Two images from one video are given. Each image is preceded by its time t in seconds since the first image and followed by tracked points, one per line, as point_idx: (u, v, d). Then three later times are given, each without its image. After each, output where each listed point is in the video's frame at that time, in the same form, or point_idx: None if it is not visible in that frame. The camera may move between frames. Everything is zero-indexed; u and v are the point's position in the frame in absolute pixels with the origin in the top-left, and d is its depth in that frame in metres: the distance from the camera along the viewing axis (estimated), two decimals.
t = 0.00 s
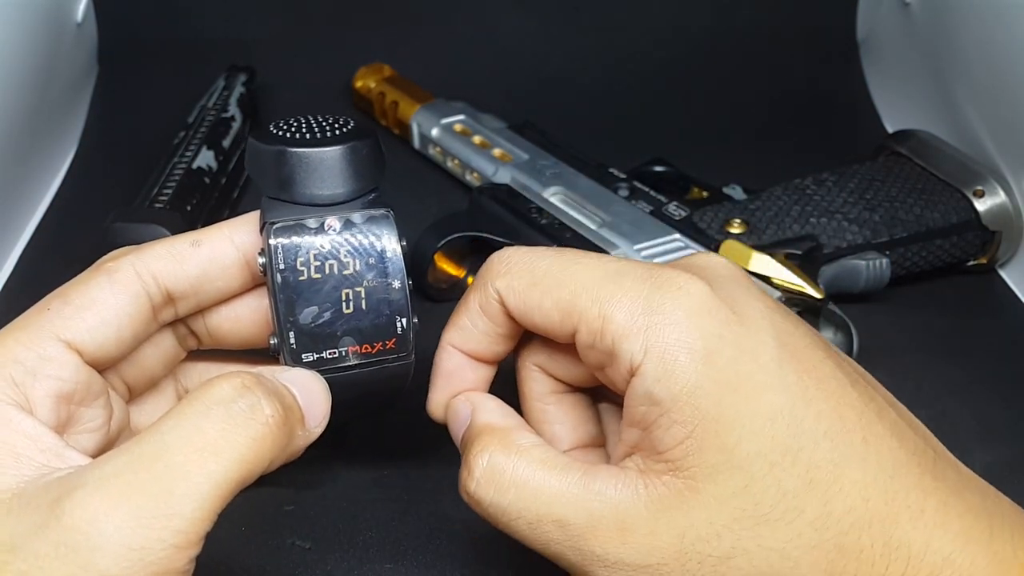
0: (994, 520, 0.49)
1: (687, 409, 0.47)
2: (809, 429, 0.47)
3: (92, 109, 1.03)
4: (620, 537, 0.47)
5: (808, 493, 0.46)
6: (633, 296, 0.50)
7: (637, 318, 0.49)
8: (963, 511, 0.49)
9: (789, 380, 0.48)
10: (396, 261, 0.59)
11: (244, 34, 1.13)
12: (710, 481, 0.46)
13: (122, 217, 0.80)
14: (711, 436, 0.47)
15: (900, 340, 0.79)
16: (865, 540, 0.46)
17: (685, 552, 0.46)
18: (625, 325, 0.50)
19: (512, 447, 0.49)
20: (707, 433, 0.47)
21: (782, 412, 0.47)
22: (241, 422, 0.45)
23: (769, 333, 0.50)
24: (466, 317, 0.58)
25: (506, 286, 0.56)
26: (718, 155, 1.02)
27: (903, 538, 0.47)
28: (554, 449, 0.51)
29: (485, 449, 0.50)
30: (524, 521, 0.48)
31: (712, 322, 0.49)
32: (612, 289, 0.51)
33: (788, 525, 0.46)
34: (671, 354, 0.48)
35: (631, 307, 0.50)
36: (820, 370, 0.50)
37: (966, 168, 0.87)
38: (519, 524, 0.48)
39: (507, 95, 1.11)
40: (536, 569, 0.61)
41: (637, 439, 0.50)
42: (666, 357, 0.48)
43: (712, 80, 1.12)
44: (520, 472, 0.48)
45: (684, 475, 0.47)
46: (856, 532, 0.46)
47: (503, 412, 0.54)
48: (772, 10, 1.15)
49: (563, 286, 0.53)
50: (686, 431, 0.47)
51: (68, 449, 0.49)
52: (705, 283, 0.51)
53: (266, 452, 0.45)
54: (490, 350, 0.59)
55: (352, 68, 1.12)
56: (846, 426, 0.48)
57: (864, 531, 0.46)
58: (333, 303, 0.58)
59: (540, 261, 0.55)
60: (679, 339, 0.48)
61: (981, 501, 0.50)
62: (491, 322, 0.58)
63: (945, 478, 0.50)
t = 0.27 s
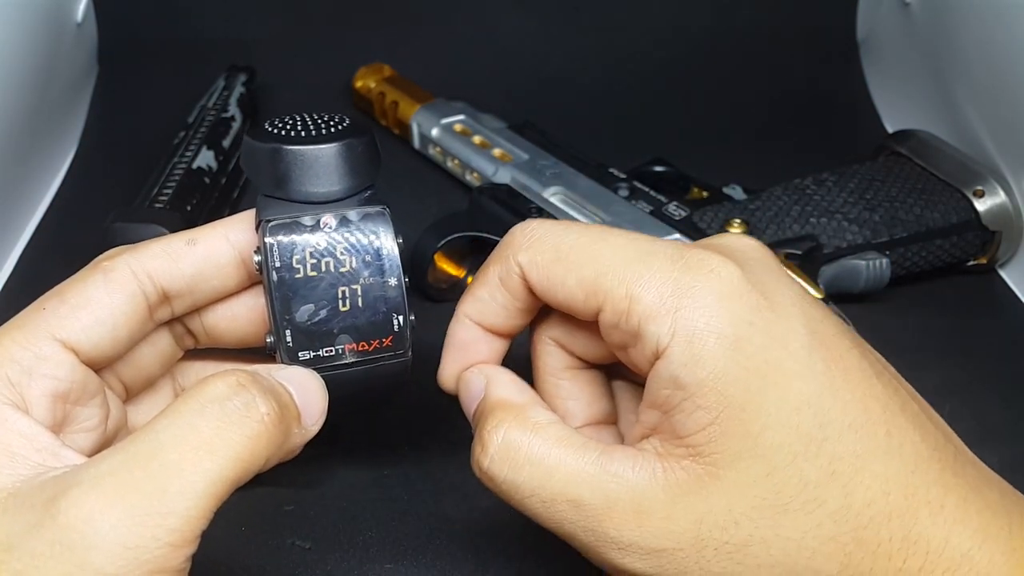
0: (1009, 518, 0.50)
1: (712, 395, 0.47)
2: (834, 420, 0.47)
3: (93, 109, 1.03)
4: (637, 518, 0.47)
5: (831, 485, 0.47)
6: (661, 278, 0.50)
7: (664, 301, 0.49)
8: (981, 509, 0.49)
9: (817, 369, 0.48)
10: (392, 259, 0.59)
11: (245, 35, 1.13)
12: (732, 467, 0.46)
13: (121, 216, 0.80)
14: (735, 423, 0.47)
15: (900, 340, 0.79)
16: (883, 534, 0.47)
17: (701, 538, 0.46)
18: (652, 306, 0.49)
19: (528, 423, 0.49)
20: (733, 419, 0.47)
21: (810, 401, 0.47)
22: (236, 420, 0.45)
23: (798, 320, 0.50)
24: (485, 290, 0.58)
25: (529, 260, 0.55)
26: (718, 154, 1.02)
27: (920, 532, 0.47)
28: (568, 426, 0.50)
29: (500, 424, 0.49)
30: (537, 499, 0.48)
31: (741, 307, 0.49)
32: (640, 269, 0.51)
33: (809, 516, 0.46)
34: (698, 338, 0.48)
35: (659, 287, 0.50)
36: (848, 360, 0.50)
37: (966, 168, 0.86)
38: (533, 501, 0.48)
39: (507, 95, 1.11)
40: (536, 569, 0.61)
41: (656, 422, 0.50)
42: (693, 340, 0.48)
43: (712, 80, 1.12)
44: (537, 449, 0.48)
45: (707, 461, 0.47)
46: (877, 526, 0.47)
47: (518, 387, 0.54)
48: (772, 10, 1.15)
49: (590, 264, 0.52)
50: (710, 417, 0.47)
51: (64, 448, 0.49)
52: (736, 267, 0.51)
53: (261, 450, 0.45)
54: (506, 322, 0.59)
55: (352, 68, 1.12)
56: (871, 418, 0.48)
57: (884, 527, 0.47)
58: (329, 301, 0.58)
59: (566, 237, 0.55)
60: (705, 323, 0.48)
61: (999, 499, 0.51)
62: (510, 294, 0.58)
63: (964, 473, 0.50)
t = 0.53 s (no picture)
0: None
1: (787, 340, 0.48)
2: (901, 395, 0.50)
3: (92, 110, 1.03)
4: (681, 443, 0.50)
5: (879, 452, 0.49)
6: (762, 211, 0.50)
7: (760, 236, 0.49)
8: None
9: (895, 337, 0.50)
10: (392, 258, 0.59)
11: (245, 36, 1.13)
12: (784, 414, 0.49)
13: (122, 216, 0.80)
14: (802, 375, 0.49)
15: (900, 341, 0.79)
16: (921, 512, 0.50)
17: (737, 471, 0.50)
18: (750, 242, 0.50)
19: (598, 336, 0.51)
20: (802, 364, 0.49)
21: (886, 371, 0.49)
22: (236, 420, 0.44)
23: (890, 284, 0.51)
24: (569, 180, 0.59)
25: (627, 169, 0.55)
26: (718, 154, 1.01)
27: (960, 520, 0.50)
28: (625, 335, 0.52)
29: (556, 322, 0.51)
30: (583, 400, 0.51)
31: (839, 257, 0.50)
32: (747, 199, 0.51)
33: (852, 478, 0.49)
34: (787, 280, 0.49)
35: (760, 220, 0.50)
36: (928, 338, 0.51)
37: (965, 168, 0.86)
38: (582, 404, 0.51)
39: (507, 95, 1.11)
40: (537, 568, 0.61)
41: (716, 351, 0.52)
42: (784, 277, 0.49)
43: (712, 79, 1.12)
44: (600, 361, 0.50)
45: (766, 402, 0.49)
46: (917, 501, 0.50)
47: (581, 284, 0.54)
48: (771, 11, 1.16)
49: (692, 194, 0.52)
50: (779, 361, 0.49)
51: (64, 448, 0.49)
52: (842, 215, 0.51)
53: (262, 450, 0.45)
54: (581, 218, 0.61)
55: (352, 68, 1.12)
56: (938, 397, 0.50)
57: (923, 504, 0.50)
58: (329, 300, 0.58)
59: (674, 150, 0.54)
60: (800, 263, 0.49)
61: None
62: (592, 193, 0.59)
63: (1016, 463, 0.52)
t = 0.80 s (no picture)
0: None
1: (830, 289, 0.51)
2: (946, 358, 0.52)
3: (92, 110, 1.03)
4: (721, 382, 0.52)
5: (917, 411, 0.52)
6: (825, 166, 0.53)
7: (820, 189, 0.52)
8: None
9: (946, 302, 0.52)
10: (390, 256, 0.59)
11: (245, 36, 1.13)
12: (823, 362, 0.52)
13: (122, 216, 0.80)
14: (844, 327, 0.51)
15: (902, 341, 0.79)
16: (955, 475, 0.52)
17: (772, 413, 0.52)
18: (809, 196, 0.52)
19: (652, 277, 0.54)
20: (847, 312, 0.51)
21: (932, 332, 0.52)
22: (235, 418, 0.44)
23: (945, 250, 0.53)
24: (641, 135, 0.62)
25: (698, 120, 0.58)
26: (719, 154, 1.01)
27: (994, 486, 0.53)
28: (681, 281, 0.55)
29: (617, 265, 0.55)
30: (632, 337, 0.54)
31: (893, 217, 0.52)
32: (812, 154, 0.53)
33: (889, 434, 0.52)
34: (837, 234, 0.51)
35: (822, 172, 0.52)
36: (978, 311, 0.54)
37: (965, 168, 0.87)
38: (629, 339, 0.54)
39: (507, 95, 1.11)
40: (538, 568, 0.61)
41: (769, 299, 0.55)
42: (835, 229, 0.51)
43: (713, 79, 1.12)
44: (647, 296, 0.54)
45: (810, 349, 0.52)
46: (952, 464, 0.52)
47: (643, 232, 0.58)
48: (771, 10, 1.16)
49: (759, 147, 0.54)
50: (821, 312, 0.52)
51: (62, 448, 0.49)
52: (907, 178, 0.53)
53: (260, 449, 0.45)
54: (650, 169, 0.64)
55: (352, 68, 1.12)
56: (983, 368, 0.53)
57: (958, 467, 0.52)
58: (327, 298, 0.58)
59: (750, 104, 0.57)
60: (854, 218, 0.51)
61: None
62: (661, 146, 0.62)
63: None
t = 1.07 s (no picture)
0: None
1: (832, 272, 0.54)
2: (949, 339, 0.53)
3: (92, 110, 1.03)
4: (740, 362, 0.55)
5: (921, 389, 0.52)
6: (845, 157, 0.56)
7: (832, 178, 0.56)
8: None
9: (945, 288, 0.54)
10: (393, 259, 0.59)
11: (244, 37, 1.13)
12: (827, 343, 0.54)
13: (122, 216, 0.80)
14: (845, 306, 0.53)
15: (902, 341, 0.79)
16: (963, 454, 0.52)
17: (783, 390, 0.54)
18: (825, 186, 0.56)
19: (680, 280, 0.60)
20: (852, 292, 0.53)
21: (935, 314, 0.53)
22: (239, 420, 0.44)
23: (948, 244, 0.56)
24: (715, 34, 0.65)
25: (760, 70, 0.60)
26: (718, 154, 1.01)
27: (1005, 464, 0.52)
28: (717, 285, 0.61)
29: (656, 274, 0.62)
30: (668, 333, 0.59)
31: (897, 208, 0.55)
32: (836, 144, 0.56)
33: (893, 411, 0.52)
34: (842, 220, 0.55)
35: (840, 159, 0.56)
36: (981, 300, 0.55)
37: (966, 169, 0.86)
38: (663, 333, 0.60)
39: (507, 94, 1.11)
40: (538, 568, 0.61)
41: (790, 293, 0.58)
42: (844, 217, 0.55)
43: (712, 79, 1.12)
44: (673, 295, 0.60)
45: (815, 329, 0.54)
46: (958, 440, 0.52)
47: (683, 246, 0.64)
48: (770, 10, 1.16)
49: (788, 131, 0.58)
50: (822, 296, 0.54)
51: (65, 449, 0.49)
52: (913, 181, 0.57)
53: (264, 450, 0.45)
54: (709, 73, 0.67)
55: (351, 68, 1.12)
56: (990, 353, 0.53)
57: (965, 443, 0.52)
58: (330, 301, 0.58)
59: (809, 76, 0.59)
60: (862, 208, 0.55)
61: None
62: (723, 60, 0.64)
63: None
